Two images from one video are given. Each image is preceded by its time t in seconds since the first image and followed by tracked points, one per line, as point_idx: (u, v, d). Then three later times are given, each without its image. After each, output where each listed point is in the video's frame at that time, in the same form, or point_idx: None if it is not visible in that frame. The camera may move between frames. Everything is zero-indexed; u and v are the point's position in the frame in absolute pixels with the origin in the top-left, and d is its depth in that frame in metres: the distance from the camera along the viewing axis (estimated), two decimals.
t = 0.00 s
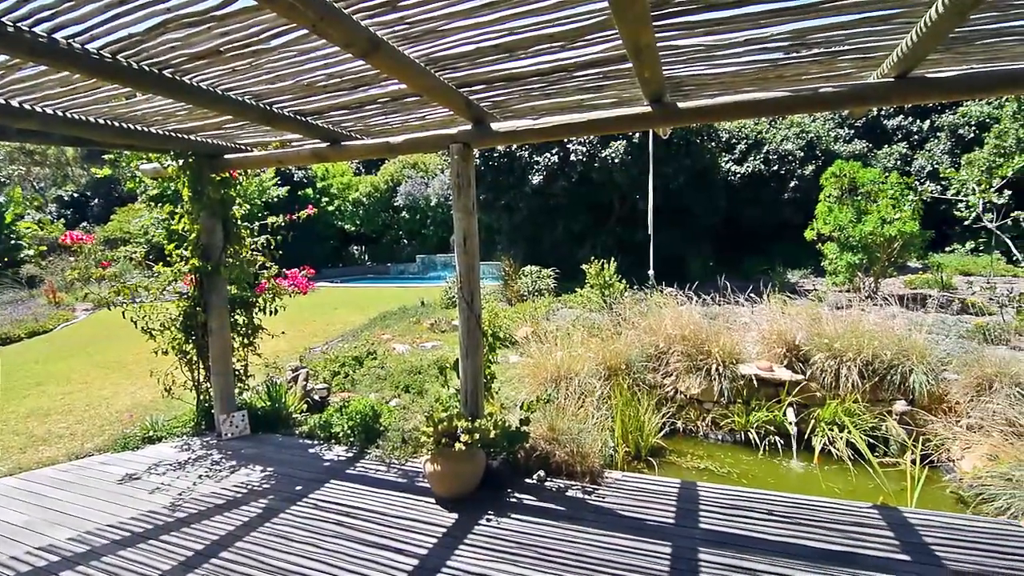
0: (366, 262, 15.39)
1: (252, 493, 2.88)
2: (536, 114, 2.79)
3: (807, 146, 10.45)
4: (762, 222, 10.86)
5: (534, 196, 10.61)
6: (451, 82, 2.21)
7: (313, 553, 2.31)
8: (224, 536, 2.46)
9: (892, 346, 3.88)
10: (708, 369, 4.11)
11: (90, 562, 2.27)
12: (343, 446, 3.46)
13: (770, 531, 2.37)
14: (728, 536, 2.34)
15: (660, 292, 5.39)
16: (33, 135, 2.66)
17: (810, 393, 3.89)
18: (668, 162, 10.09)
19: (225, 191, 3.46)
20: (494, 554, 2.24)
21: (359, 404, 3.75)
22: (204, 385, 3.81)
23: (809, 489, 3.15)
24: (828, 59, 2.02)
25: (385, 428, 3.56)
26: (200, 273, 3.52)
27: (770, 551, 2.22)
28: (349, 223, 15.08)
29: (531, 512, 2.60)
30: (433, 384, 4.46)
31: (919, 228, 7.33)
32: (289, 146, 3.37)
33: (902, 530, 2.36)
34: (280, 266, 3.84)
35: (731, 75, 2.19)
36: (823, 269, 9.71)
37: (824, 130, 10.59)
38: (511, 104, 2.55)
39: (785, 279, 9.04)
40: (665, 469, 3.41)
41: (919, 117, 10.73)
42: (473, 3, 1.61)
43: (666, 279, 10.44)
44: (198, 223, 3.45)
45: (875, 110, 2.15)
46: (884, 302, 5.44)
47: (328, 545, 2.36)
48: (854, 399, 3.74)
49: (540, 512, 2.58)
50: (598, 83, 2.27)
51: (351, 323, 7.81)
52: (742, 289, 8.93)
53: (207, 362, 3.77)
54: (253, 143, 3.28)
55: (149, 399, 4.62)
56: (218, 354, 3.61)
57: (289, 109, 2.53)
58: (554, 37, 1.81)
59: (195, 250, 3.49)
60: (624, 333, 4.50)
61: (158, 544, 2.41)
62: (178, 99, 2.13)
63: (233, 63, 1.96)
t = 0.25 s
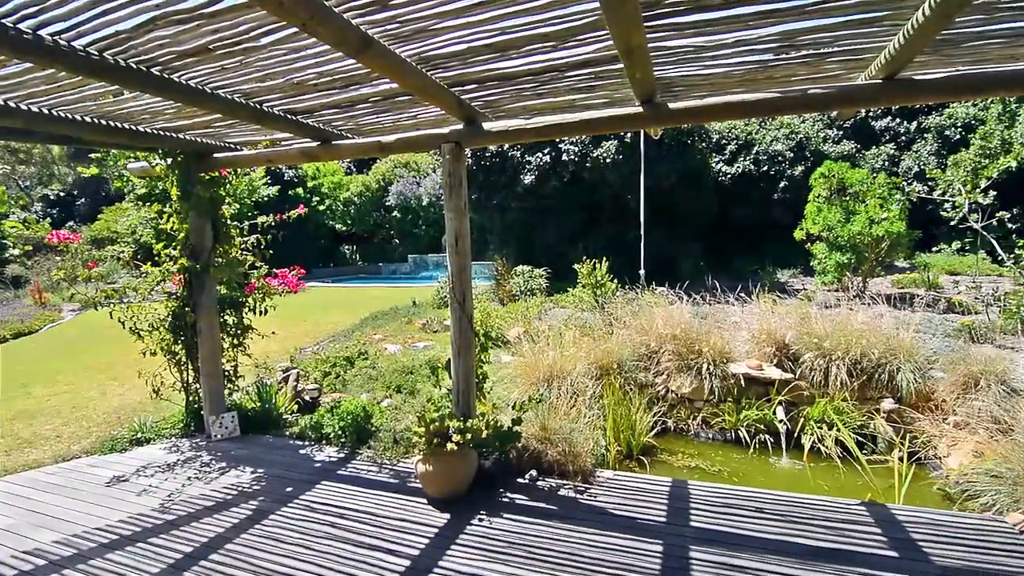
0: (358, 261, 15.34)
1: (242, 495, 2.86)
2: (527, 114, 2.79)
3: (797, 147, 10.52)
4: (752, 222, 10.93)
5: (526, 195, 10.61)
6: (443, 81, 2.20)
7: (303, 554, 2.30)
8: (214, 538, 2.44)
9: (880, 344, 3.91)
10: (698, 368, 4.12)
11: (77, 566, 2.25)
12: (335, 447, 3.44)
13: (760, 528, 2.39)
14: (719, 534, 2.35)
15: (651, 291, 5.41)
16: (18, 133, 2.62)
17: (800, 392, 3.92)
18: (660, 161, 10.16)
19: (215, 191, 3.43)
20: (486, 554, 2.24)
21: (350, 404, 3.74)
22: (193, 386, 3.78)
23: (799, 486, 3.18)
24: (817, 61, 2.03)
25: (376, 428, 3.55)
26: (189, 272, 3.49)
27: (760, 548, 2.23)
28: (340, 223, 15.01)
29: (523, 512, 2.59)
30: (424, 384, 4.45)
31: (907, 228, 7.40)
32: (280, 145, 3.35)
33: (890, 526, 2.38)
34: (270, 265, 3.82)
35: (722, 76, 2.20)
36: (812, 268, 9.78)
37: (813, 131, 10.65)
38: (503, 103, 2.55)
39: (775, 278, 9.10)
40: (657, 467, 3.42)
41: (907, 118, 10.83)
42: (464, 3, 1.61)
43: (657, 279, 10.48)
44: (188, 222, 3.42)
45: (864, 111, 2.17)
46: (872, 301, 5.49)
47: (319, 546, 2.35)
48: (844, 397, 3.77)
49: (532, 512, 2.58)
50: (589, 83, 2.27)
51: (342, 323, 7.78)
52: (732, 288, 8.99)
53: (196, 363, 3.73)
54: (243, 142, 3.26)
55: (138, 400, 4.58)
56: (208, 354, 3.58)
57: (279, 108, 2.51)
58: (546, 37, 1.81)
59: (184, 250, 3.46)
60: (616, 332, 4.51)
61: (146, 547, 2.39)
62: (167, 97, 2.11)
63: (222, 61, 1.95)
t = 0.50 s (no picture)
0: (348, 261, 15.28)
1: (231, 496, 2.83)
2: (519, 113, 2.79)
3: (786, 147, 10.59)
4: (742, 222, 10.99)
5: (517, 195, 10.61)
6: (434, 80, 2.19)
7: (294, 556, 2.28)
8: (203, 540, 2.42)
9: (868, 343, 3.95)
10: (689, 367, 4.14)
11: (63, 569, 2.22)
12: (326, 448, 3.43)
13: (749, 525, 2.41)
14: (708, 532, 2.36)
15: (643, 291, 5.42)
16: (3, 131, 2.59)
17: (790, 390, 3.95)
18: (651, 161, 10.20)
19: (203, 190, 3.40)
20: (477, 554, 2.24)
21: (341, 405, 3.72)
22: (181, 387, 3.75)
23: (788, 484, 3.20)
24: (806, 62, 2.05)
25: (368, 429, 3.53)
26: (177, 272, 3.45)
27: (750, 546, 2.25)
28: (330, 222, 14.94)
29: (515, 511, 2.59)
30: (416, 384, 4.43)
31: (894, 228, 7.47)
32: (269, 143, 3.33)
33: (878, 523, 2.40)
34: (260, 265, 3.80)
35: (711, 76, 2.21)
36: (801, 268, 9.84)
37: (802, 131, 10.72)
38: (494, 103, 2.54)
39: (764, 278, 9.16)
40: (648, 466, 3.43)
41: (894, 119, 10.93)
42: (455, 2, 1.60)
43: (648, 278, 10.50)
44: (177, 221, 3.38)
45: (852, 112, 2.19)
46: (861, 301, 5.54)
47: (310, 548, 2.34)
48: (832, 395, 3.81)
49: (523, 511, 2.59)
50: (581, 83, 2.27)
51: (333, 323, 7.74)
52: (721, 288, 9.05)
53: (184, 364, 3.70)
54: (232, 140, 3.23)
55: (125, 401, 4.53)
56: (196, 354, 3.55)
57: (269, 106, 2.49)
58: (537, 37, 1.81)
59: (172, 250, 3.43)
60: (608, 331, 4.52)
61: (134, 549, 2.36)
62: (154, 95, 2.09)
63: (212, 59, 1.93)
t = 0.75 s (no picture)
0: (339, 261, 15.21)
1: (220, 498, 2.81)
2: (510, 113, 2.78)
3: (775, 148, 10.66)
4: (732, 222, 11.05)
5: (509, 195, 10.60)
6: (425, 79, 2.18)
7: (284, 558, 2.27)
8: (192, 543, 2.40)
9: (856, 342, 3.98)
10: (680, 366, 4.16)
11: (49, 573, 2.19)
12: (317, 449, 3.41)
13: (739, 523, 2.42)
14: (698, 530, 2.37)
15: (634, 290, 5.44)
16: None
17: (779, 389, 3.97)
18: (643, 161, 10.28)
19: (190, 189, 3.36)
20: (469, 554, 2.23)
21: (332, 405, 3.70)
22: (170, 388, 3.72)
23: (778, 482, 3.22)
24: (795, 64, 2.06)
25: (359, 429, 3.51)
26: (165, 272, 3.42)
27: (740, 544, 2.26)
28: (321, 222, 14.85)
29: (507, 511, 2.59)
30: (407, 384, 4.42)
31: (882, 228, 7.54)
32: (259, 143, 3.31)
33: (865, 520, 2.43)
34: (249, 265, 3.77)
35: (702, 77, 2.21)
36: (789, 267, 9.89)
37: (792, 132, 10.79)
38: (486, 102, 2.54)
39: (754, 277, 9.21)
40: (639, 465, 3.44)
41: (882, 120, 11.04)
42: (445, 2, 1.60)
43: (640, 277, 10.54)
44: (165, 221, 3.35)
45: (839, 114, 2.21)
46: (849, 300, 5.58)
47: (300, 549, 2.33)
48: (821, 393, 3.85)
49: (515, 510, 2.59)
50: (572, 83, 2.27)
51: (323, 323, 7.70)
52: (710, 289, 9.11)
53: (173, 365, 3.67)
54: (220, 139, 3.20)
55: (113, 403, 4.48)
56: (185, 355, 3.52)
57: (259, 105, 2.47)
58: (529, 37, 1.81)
59: (160, 250, 3.40)
60: (599, 331, 4.53)
61: (121, 553, 2.34)
62: (141, 93, 2.07)
63: (200, 57, 1.91)
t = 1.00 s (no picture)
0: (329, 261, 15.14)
1: (209, 500, 2.79)
2: (501, 113, 2.78)
3: (764, 149, 10.73)
4: (721, 222, 11.11)
5: (500, 194, 10.59)
6: (416, 78, 2.18)
7: (274, 559, 2.25)
8: (180, 545, 2.38)
9: (843, 341, 4.02)
10: (670, 365, 4.18)
11: None
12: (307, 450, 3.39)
13: (728, 520, 2.43)
14: (688, 528, 2.38)
15: (625, 290, 5.46)
16: None
17: (769, 387, 4.00)
18: (634, 160, 10.23)
19: (177, 188, 3.33)
20: (460, 554, 2.23)
21: (322, 406, 3.67)
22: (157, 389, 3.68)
23: (767, 479, 3.24)
24: (783, 65, 2.07)
25: (349, 430, 3.50)
26: (152, 271, 3.39)
27: (729, 541, 2.27)
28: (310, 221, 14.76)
29: (498, 510, 2.59)
30: (398, 384, 4.41)
31: (869, 228, 7.62)
32: (248, 141, 3.28)
33: (852, 516, 2.45)
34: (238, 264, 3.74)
35: (691, 77, 2.22)
36: (778, 267, 9.96)
37: (780, 133, 10.87)
38: (477, 102, 2.54)
39: (743, 276, 9.27)
40: (630, 464, 3.45)
41: (868, 121, 11.15)
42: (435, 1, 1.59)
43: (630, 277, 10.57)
44: (151, 220, 3.31)
45: (827, 115, 2.23)
46: (836, 299, 5.64)
47: (290, 551, 2.31)
48: (809, 391, 3.88)
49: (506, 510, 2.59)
50: (562, 83, 2.27)
51: (313, 324, 7.66)
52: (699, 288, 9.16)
53: (160, 366, 3.63)
54: (208, 137, 3.17)
55: (99, 405, 4.43)
56: (173, 355, 3.49)
57: (248, 103, 2.45)
58: (519, 36, 1.81)
59: (147, 249, 3.36)
60: (590, 330, 4.54)
61: (108, 556, 2.31)
62: (128, 90, 2.04)
63: (188, 54, 1.89)
